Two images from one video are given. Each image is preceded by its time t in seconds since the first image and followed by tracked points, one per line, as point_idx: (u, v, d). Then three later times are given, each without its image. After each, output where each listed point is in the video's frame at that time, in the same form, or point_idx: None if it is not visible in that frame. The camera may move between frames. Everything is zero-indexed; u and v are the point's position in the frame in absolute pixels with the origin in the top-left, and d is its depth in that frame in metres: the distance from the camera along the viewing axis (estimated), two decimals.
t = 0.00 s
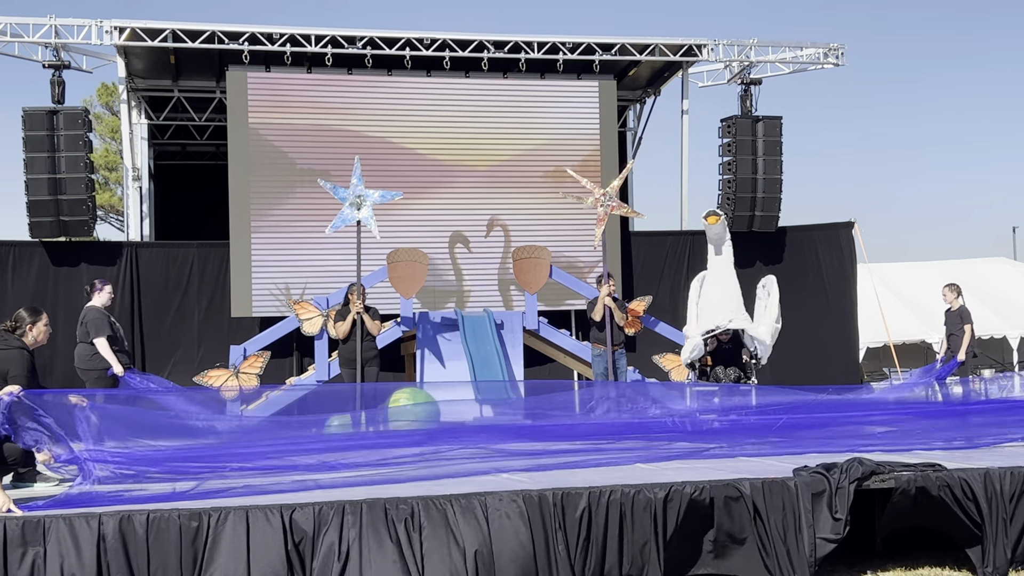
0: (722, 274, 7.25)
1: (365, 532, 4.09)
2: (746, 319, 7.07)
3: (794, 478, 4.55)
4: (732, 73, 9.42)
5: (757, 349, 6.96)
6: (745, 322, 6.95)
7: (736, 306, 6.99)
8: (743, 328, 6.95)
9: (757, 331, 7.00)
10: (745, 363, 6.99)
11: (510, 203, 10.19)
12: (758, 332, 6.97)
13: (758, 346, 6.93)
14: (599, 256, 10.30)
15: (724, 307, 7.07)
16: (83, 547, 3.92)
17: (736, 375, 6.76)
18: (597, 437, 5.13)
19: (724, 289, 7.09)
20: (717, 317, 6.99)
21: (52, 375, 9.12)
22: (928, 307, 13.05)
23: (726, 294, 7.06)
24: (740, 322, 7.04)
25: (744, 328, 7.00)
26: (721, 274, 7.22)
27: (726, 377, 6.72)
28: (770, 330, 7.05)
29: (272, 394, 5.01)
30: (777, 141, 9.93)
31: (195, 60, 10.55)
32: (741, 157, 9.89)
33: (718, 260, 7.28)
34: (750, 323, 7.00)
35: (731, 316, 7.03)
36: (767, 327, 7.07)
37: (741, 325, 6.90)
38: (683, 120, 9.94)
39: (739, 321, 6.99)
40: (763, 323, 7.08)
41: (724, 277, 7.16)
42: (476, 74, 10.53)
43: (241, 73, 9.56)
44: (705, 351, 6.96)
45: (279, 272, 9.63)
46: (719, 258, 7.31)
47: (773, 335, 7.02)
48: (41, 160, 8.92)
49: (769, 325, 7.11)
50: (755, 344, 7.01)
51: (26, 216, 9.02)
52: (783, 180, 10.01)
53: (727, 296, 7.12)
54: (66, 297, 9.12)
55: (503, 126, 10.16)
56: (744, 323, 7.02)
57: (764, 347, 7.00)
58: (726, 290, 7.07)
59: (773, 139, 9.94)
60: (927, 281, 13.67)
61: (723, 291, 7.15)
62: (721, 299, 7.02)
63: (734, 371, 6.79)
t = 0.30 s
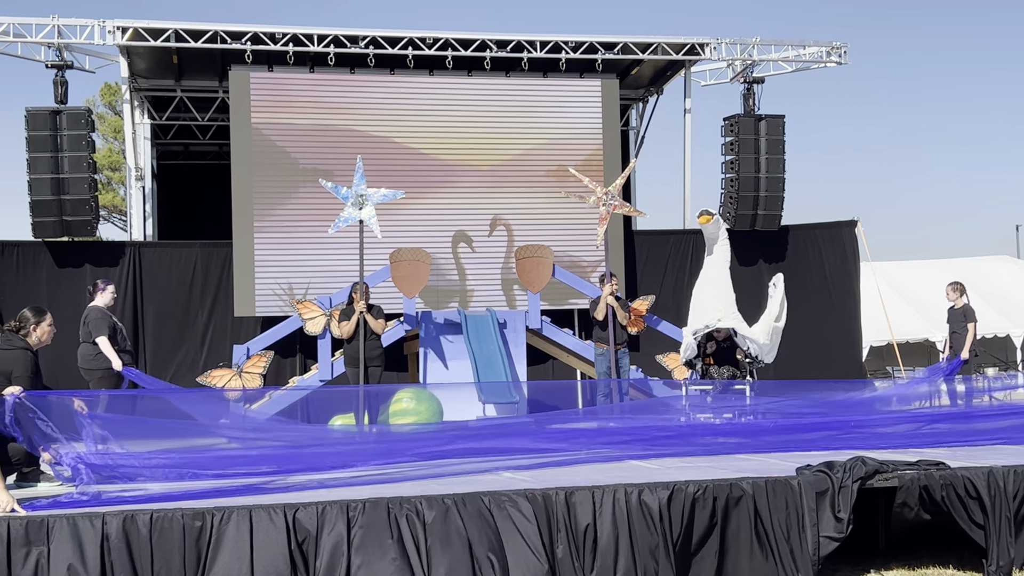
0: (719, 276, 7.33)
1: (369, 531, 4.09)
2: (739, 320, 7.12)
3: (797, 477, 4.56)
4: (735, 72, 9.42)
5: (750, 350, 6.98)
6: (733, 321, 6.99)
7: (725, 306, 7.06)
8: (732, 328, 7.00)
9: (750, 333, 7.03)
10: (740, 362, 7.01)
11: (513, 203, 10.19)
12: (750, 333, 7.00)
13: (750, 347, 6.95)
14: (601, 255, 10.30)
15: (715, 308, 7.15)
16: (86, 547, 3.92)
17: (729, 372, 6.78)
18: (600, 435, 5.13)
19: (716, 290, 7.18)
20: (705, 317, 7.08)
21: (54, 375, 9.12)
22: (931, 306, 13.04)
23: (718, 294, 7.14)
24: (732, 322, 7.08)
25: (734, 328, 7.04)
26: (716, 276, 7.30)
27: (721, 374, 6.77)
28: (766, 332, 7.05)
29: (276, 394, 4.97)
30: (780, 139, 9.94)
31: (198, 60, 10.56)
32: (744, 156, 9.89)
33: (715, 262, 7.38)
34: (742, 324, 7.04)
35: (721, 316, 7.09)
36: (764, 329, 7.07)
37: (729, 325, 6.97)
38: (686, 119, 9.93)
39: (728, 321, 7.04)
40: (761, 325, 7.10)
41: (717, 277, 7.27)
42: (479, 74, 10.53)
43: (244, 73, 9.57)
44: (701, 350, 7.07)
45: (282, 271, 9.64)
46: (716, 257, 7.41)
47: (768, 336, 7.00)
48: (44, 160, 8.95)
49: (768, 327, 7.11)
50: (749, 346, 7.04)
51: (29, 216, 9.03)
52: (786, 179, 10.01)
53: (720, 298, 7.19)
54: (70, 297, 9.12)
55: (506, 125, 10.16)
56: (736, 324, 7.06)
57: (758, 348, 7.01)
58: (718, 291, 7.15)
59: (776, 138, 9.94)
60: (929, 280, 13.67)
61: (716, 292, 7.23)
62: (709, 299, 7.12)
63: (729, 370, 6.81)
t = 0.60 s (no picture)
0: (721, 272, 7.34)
1: (380, 532, 4.10)
2: (735, 319, 7.12)
3: (808, 475, 4.57)
4: (744, 69, 9.40)
5: (743, 348, 7.06)
6: (725, 320, 7.05)
7: (717, 305, 7.10)
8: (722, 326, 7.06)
9: (745, 331, 7.08)
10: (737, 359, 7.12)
11: (522, 201, 10.20)
12: (743, 332, 7.04)
13: (741, 345, 7.02)
14: (611, 253, 10.29)
15: (711, 306, 7.22)
16: (98, 546, 3.93)
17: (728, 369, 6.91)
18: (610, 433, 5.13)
19: (713, 287, 7.23)
20: (699, 315, 7.19)
21: (66, 375, 9.16)
22: (942, 302, 13.03)
23: (714, 292, 7.20)
24: (725, 321, 7.10)
25: (728, 327, 7.08)
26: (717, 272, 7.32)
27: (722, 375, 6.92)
28: (762, 330, 7.06)
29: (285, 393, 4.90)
30: (789, 137, 9.92)
31: (207, 60, 10.58)
32: (753, 153, 9.88)
33: (716, 257, 7.39)
34: (737, 322, 7.07)
35: (716, 313, 7.17)
36: (761, 327, 7.08)
37: (719, 323, 7.04)
38: (695, 116, 9.90)
39: (721, 319, 7.09)
40: (759, 322, 7.11)
41: (718, 273, 7.31)
42: (488, 72, 10.53)
43: (253, 73, 9.59)
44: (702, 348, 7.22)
45: (292, 270, 9.66)
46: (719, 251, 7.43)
47: (762, 335, 7.01)
48: (54, 160, 8.97)
49: (767, 325, 7.11)
50: (743, 343, 7.10)
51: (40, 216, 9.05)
52: (795, 176, 9.98)
53: (718, 294, 7.24)
54: (81, 298, 9.16)
55: (514, 123, 10.16)
56: (730, 322, 7.08)
57: (753, 346, 7.06)
58: (715, 289, 7.21)
59: (785, 135, 9.92)
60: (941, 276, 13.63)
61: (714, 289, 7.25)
62: (703, 298, 7.21)
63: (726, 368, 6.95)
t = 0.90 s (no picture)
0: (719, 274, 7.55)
1: (390, 532, 4.10)
2: (729, 319, 7.18)
3: (816, 474, 4.57)
4: (753, 67, 9.38)
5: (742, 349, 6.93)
6: (716, 319, 7.16)
7: (711, 305, 7.25)
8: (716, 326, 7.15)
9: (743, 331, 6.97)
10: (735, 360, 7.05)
11: (531, 200, 10.19)
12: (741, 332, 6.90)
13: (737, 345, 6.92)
14: (619, 252, 10.28)
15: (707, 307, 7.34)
16: (108, 546, 3.94)
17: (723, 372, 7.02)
18: (618, 432, 5.11)
19: (710, 288, 7.41)
20: (694, 315, 7.35)
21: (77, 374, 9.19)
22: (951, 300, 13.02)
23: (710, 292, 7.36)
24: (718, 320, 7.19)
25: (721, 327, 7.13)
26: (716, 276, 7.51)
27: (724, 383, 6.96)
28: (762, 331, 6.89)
29: (294, 391, 4.89)
30: (798, 135, 9.89)
31: (216, 60, 10.60)
32: (762, 152, 9.86)
33: (715, 259, 7.67)
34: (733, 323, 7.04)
35: (710, 313, 7.32)
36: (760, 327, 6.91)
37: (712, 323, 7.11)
38: (703, 115, 9.88)
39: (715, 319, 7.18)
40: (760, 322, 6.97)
41: (717, 273, 7.57)
42: (496, 71, 10.53)
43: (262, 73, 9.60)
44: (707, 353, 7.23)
45: (300, 269, 9.66)
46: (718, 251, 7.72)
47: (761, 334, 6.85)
48: (64, 160, 8.99)
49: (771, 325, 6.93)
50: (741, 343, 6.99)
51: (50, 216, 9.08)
52: (804, 174, 9.96)
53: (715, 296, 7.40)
54: (90, 297, 9.19)
55: (522, 122, 10.15)
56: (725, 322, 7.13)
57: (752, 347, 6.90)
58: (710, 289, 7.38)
59: (794, 134, 9.89)
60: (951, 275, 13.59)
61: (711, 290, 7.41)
62: (699, 299, 7.38)
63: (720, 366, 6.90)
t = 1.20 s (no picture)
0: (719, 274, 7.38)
1: (395, 532, 4.10)
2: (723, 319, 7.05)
3: (820, 474, 4.56)
4: (757, 67, 9.39)
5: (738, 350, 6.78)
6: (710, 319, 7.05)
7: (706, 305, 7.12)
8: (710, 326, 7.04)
9: (740, 331, 6.81)
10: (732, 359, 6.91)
11: (535, 200, 10.19)
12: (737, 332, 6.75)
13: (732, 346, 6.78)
14: (623, 252, 10.28)
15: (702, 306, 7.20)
16: (112, 545, 3.93)
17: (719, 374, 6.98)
18: (622, 432, 5.11)
19: (708, 287, 7.26)
20: (689, 314, 7.23)
21: (81, 374, 9.20)
22: (955, 299, 13.01)
23: (707, 291, 7.22)
24: (712, 321, 7.08)
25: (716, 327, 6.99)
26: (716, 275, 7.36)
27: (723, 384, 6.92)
28: (760, 331, 6.72)
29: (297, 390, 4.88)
30: (803, 135, 9.88)
31: (220, 60, 10.60)
32: (767, 151, 9.85)
33: (715, 259, 7.54)
34: (729, 324, 6.90)
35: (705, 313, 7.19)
36: (758, 328, 6.74)
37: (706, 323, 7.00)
38: (707, 115, 9.87)
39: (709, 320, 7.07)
40: (758, 323, 6.79)
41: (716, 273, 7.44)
42: (500, 71, 10.53)
43: (266, 73, 9.60)
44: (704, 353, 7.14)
45: (304, 269, 9.67)
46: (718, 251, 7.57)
47: (757, 335, 6.70)
48: (68, 160, 8.99)
49: (770, 325, 6.76)
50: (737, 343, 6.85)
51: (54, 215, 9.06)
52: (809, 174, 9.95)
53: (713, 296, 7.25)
54: (95, 297, 9.21)
55: (526, 122, 10.16)
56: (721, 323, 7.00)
57: (749, 348, 6.75)
58: (707, 288, 7.24)
59: (798, 133, 9.88)
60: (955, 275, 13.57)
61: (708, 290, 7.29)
62: (695, 298, 7.24)
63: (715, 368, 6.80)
